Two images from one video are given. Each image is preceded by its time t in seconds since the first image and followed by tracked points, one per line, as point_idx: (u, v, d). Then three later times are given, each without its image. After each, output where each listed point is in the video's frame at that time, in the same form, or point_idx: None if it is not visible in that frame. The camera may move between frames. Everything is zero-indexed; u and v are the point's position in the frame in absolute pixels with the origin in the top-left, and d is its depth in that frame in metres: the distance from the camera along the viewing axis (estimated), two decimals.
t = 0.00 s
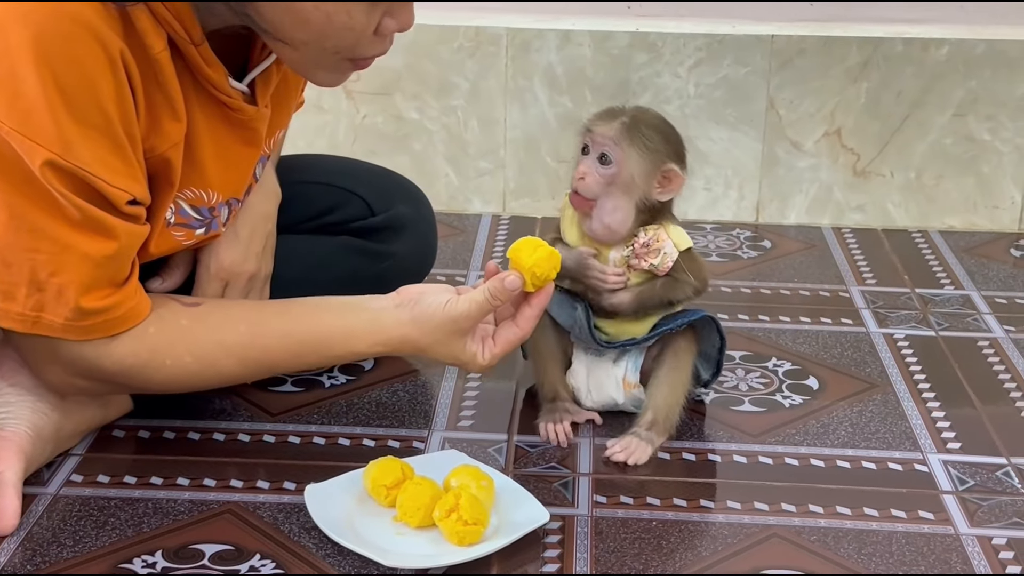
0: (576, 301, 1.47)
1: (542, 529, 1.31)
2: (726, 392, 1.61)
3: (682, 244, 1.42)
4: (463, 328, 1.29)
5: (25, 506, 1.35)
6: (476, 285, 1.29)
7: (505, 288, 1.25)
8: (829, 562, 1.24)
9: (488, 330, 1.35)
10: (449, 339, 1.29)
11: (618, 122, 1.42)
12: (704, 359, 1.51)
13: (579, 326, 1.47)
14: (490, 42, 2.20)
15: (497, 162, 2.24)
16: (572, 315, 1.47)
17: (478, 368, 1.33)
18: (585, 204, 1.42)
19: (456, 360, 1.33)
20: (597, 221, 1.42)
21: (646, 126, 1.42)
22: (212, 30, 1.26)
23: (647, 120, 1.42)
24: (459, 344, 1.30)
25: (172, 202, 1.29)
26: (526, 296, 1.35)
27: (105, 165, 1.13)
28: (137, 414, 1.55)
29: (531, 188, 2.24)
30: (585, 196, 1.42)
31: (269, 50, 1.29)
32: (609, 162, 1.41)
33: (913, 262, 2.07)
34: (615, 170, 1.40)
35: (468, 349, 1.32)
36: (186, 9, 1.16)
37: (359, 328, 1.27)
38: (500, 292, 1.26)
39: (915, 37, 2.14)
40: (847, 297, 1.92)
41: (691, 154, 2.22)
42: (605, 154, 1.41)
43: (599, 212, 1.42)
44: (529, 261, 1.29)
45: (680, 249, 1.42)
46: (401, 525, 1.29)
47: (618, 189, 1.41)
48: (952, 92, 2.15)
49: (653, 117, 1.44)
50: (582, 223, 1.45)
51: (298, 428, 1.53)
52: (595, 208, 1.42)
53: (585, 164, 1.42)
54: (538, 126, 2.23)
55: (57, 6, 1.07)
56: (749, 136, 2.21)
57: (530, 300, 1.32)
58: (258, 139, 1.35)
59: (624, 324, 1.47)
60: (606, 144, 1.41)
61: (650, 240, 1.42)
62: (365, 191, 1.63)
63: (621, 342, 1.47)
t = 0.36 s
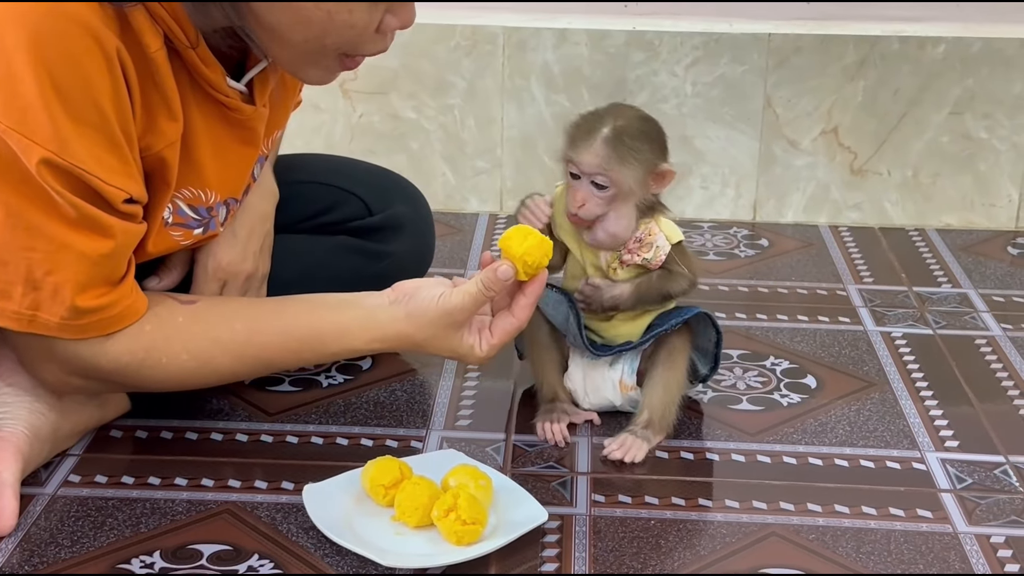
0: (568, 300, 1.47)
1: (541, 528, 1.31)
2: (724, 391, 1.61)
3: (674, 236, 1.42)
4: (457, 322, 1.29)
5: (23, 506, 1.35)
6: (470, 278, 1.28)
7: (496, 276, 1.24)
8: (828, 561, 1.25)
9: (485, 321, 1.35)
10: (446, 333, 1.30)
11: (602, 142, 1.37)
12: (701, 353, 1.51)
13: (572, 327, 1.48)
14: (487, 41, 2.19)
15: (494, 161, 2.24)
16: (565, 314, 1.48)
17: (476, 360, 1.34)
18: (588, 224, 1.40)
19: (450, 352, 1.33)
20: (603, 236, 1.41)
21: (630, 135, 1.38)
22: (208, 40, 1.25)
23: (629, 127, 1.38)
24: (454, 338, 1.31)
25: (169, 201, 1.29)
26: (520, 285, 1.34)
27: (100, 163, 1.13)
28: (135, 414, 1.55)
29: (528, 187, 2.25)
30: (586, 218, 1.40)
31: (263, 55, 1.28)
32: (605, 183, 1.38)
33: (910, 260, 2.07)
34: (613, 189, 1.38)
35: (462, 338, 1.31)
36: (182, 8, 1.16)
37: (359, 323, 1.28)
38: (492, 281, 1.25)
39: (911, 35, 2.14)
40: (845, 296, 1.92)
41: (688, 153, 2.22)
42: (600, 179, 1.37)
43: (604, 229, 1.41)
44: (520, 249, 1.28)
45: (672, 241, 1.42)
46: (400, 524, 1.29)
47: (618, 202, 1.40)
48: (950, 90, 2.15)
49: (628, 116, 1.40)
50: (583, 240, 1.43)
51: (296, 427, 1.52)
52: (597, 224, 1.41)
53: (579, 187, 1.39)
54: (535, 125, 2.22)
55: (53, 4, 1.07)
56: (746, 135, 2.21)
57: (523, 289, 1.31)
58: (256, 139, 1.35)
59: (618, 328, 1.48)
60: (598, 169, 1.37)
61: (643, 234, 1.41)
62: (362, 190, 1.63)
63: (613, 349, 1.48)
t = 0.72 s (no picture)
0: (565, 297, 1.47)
1: (541, 528, 1.31)
2: (723, 390, 1.61)
3: (676, 238, 1.43)
4: (456, 325, 1.29)
5: (23, 507, 1.34)
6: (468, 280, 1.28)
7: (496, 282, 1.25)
8: (829, 561, 1.24)
9: (483, 323, 1.35)
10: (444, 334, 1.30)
11: (615, 163, 1.36)
12: (699, 352, 1.51)
13: (571, 326, 1.47)
14: (486, 41, 2.18)
15: (493, 161, 2.25)
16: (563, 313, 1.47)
17: (474, 361, 1.34)
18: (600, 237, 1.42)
19: (448, 353, 1.33)
20: (615, 246, 1.43)
21: (641, 151, 1.38)
22: (207, 42, 1.25)
23: (638, 143, 1.38)
24: (452, 339, 1.31)
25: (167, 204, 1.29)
26: (517, 287, 1.34)
27: (97, 166, 1.13)
28: (135, 415, 1.54)
29: (527, 187, 2.25)
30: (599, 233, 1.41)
31: (263, 57, 1.27)
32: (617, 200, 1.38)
33: (909, 259, 2.07)
34: (627, 206, 1.39)
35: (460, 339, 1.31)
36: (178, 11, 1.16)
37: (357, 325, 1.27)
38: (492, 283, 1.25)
39: (910, 34, 2.14)
40: (844, 295, 1.92)
41: (687, 152, 2.22)
42: (615, 198, 1.37)
43: (617, 240, 1.42)
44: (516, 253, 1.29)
45: (673, 243, 1.43)
46: (400, 524, 1.29)
47: (631, 215, 1.40)
48: (948, 89, 2.15)
49: (634, 128, 1.39)
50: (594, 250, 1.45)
51: (296, 427, 1.52)
52: (610, 235, 1.42)
53: (591, 204, 1.39)
54: (534, 124, 2.22)
55: (49, 7, 1.07)
56: (745, 134, 2.21)
57: (522, 291, 1.31)
58: (253, 141, 1.35)
59: (619, 326, 1.48)
60: (613, 190, 1.37)
61: (646, 238, 1.41)
62: (361, 190, 1.63)
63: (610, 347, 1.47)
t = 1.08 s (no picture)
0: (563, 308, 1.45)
1: (541, 529, 1.31)
2: (723, 391, 1.61)
3: (667, 240, 1.37)
4: (456, 323, 1.30)
5: (22, 510, 1.34)
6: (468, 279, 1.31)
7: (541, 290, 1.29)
8: (828, 562, 1.24)
9: (484, 323, 1.37)
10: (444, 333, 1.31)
11: (615, 123, 1.35)
12: (699, 347, 1.50)
13: (568, 335, 1.46)
14: (485, 42, 2.18)
15: (492, 161, 2.24)
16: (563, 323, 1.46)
17: (476, 360, 1.35)
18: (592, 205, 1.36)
19: (450, 354, 1.34)
20: (605, 220, 1.37)
21: (644, 119, 1.36)
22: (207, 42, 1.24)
23: (645, 112, 1.37)
24: (453, 339, 1.32)
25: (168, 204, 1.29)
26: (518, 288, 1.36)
27: (95, 166, 1.12)
28: (134, 417, 1.54)
29: (527, 188, 2.25)
30: (591, 197, 1.36)
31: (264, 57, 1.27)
32: (614, 163, 1.35)
33: (909, 259, 2.07)
34: (623, 170, 1.35)
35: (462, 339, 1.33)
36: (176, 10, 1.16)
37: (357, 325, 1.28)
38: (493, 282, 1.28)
39: (909, 34, 2.14)
40: (843, 295, 1.92)
41: (686, 153, 2.22)
42: (610, 157, 1.34)
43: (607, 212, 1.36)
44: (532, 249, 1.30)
45: (663, 242, 1.37)
46: (400, 526, 1.29)
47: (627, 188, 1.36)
48: (947, 89, 2.15)
49: (644, 100, 1.38)
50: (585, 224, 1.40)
51: (295, 429, 1.52)
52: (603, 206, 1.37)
53: (588, 166, 1.36)
54: (533, 125, 2.22)
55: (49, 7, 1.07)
56: (744, 135, 2.20)
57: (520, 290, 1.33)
58: (253, 142, 1.34)
59: (612, 331, 1.46)
60: (609, 148, 1.34)
61: (639, 220, 1.37)
62: (361, 192, 1.63)
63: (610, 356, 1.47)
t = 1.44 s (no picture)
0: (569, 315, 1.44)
1: (541, 534, 1.30)
2: (722, 394, 1.61)
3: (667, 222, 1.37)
4: (490, 280, 1.32)
5: (20, 515, 1.34)
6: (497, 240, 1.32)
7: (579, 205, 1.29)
8: (828, 565, 1.24)
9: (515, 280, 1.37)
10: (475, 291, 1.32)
11: (620, 94, 1.37)
12: (698, 351, 1.49)
13: (575, 342, 1.45)
14: (483, 44, 2.18)
15: (491, 164, 2.24)
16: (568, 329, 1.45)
17: (509, 318, 1.35)
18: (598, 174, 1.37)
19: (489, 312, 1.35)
20: (610, 190, 1.37)
21: (647, 92, 1.39)
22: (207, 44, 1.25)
23: (647, 88, 1.39)
24: (487, 297, 1.33)
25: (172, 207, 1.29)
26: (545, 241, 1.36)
27: (105, 165, 1.12)
28: (132, 422, 1.54)
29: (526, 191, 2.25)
30: (598, 165, 1.37)
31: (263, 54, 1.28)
32: (619, 132, 1.36)
33: (908, 262, 2.07)
34: (628, 139, 1.36)
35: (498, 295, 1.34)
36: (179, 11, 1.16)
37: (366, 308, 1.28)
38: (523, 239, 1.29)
39: (907, 36, 2.14)
40: (843, 298, 1.92)
41: (684, 155, 2.22)
42: (616, 125, 1.36)
43: (613, 182, 1.37)
44: (577, 169, 1.30)
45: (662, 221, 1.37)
46: (399, 530, 1.29)
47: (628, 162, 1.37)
48: (946, 91, 2.15)
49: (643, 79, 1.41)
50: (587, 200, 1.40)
51: (294, 433, 1.52)
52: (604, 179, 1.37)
53: (593, 137, 1.37)
54: (531, 128, 2.22)
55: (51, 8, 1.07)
56: (742, 137, 2.20)
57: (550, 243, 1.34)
58: (253, 143, 1.34)
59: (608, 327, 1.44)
60: (615, 116, 1.36)
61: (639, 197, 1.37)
62: (360, 195, 1.63)
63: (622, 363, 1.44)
